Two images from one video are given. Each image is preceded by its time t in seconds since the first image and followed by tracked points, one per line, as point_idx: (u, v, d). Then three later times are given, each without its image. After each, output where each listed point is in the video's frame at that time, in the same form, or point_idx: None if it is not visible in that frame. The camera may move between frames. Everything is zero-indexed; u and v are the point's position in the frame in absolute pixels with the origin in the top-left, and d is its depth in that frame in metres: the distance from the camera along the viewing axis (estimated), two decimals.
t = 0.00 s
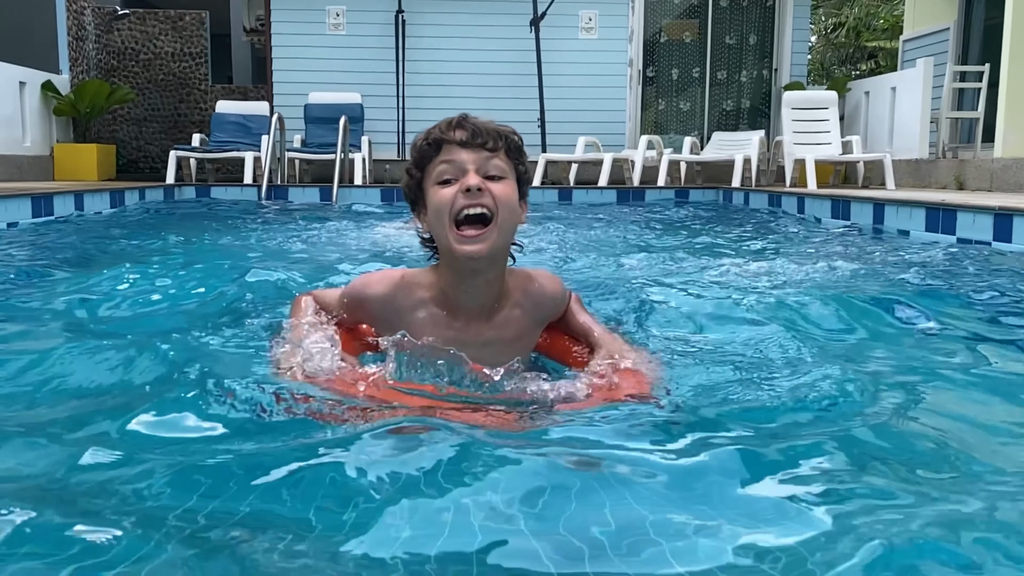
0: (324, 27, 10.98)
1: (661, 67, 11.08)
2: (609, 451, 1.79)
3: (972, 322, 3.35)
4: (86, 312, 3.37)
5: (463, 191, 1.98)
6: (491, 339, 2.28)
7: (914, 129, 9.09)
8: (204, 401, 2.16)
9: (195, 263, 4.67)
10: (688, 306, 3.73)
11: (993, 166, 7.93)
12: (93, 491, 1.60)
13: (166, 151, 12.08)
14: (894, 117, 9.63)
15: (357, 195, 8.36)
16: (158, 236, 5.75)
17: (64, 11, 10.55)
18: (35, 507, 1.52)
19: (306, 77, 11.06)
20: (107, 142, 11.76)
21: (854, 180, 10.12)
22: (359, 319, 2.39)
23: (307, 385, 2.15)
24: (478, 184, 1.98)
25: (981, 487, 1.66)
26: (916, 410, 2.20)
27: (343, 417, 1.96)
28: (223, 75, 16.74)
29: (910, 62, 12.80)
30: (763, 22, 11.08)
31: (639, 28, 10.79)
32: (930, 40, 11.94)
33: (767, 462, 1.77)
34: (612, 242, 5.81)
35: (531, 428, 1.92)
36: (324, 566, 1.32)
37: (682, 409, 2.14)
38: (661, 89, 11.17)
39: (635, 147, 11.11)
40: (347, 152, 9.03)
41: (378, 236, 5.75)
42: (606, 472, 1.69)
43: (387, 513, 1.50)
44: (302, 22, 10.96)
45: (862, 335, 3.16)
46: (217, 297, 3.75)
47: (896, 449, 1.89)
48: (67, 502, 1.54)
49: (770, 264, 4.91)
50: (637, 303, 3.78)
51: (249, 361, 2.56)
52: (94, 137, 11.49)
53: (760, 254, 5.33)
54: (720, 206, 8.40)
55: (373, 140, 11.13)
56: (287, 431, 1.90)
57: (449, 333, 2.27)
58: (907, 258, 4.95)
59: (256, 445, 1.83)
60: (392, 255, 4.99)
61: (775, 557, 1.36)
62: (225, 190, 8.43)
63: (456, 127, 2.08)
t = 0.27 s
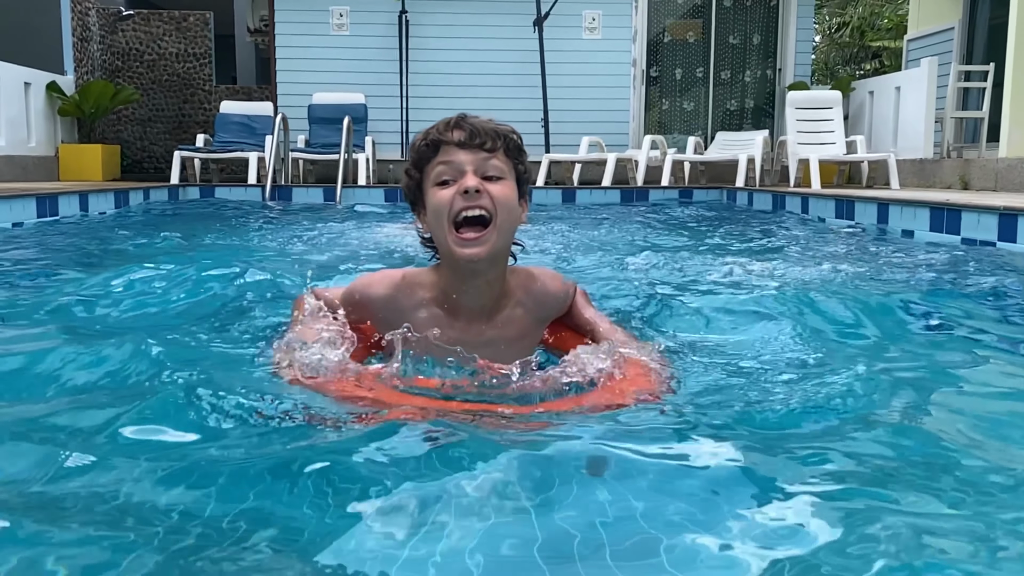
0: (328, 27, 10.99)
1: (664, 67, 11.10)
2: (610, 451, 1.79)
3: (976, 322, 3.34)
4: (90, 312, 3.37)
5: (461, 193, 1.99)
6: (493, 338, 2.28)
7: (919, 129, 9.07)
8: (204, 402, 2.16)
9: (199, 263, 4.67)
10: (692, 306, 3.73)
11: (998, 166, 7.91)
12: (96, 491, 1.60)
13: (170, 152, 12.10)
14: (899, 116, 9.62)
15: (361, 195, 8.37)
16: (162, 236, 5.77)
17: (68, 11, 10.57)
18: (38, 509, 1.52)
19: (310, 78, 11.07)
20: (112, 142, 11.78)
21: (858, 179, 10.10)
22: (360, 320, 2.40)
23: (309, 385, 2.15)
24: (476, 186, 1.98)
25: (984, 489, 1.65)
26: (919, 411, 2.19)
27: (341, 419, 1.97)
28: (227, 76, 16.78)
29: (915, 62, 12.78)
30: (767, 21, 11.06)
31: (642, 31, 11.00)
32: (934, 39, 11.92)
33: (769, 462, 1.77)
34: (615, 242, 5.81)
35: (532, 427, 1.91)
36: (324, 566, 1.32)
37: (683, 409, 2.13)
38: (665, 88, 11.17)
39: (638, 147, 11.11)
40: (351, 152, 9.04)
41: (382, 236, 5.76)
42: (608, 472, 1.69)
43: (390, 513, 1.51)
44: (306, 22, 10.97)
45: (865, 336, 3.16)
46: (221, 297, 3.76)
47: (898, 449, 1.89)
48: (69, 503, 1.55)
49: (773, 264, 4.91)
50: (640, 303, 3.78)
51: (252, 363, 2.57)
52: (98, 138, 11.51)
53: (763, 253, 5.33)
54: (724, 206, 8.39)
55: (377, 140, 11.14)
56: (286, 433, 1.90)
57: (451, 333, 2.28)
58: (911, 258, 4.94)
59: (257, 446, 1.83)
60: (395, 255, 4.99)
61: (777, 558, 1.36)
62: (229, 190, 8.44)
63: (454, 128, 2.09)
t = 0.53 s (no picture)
0: (332, 27, 11.00)
1: (668, 66, 11.15)
2: (613, 452, 1.79)
3: (983, 321, 3.33)
4: (95, 311, 3.38)
5: (458, 195, 1.99)
6: (494, 338, 2.28)
7: (924, 127, 9.06)
8: (207, 402, 2.16)
9: (202, 263, 4.68)
10: (697, 305, 3.73)
11: (1003, 164, 7.89)
12: (98, 493, 1.60)
13: (175, 151, 12.13)
14: (903, 115, 9.60)
15: (364, 194, 8.38)
16: (166, 235, 5.77)
17: (73, 11, 10.59)
18: (40, 511, 1.52)
19: (314, 77, 11.08)
20: (116, 141, 11.80)
21: (862, 178, 10.09)
22: (360, 319, 2.40)
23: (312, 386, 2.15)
24: (473, 188, 1.98)
25: (990, 489, 1.64)
26: (924, 410, 2.18)
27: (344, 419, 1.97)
28: (231, 75, 16.80)
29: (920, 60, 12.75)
30: (771, 20, 11.05)
31: (646, 29, 11.04)
32: (939, 38, 11.90)
33: (773, 463, 1.76)
34: (619, 241, 5.81)
35: (535, 426, 1.91)
36: (327, 569, 1.32)
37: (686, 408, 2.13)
38: (668, 87, 11.21)
39: (642, 146, 11.10)
40: (355, 151, 9.05)
41: (386, 236, 5.76)
42: (611, 474, 1.68)
43: (391, 516, 1.50)
44: (310, 22, 10.99)
45: (869, 335, 3.15)
46: (225, 296, 3.77)
47: (903, 449, 1.88)
48: (73, 506, 1.55)
49: (778, 263, 4.90)
50: (644, 302, 3.78)
51: (253, 363, 2.56)
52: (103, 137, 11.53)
53: (767, 253, 5.32)
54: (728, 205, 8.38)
55: (380, 140, 11.16)
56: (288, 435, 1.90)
57: (451, 332, 2.28)
58: (916, 257, 4.93)
59: (259, 447, 1.83)
60: (399, 255, 5.00)
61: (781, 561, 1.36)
62: (233, 190, 8.45)
63: (451, 128, 2.08)
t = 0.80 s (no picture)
0: (335, 26, 11.01)
1: (672, 64, 11.13)
2: (617, 448, 1.79)
3: (987, 319, 3.33)
4: (99, 311, 3.38)
5: (454, 197, 1.99)
6: (495, 335, 2.29)
7: (928, 125, 9.05)
8: (210, 401, 2.16)
9: (206, 262, 4.68)
10: (702, 304, 3.72)
11: (1008, 162, 7.87)
12: (102, 492, 1.61)
13: (179, 151, 12.14)
14: (907, 113, 9.59)
15: (368, 194, 8.38)
16: (170, 234, 5.78)
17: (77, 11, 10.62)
18: (45, 511, 1.53)
19: (318, 76, 11.09)
20: (120, 141, 11.82)
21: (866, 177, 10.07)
22: (361, 317, 2.40)
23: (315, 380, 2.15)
24: (469, 190, 1.98)
25: (995, 487, 1.64)
26: (928, 408, 2.18)
27: (349, 414, 1.96)
28: (234, 75, 16.82)
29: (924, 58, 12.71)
30: (774, 18, 11.02)
31: (649, 27, 10.98)
32: (943, 36, 11.88)
33: (776, 461, 1.76)
34: (622, 240, 5.80)
35: (540, 421, 1.91)
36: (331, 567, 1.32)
37: (690, 405, 2.13)
38: (672, 86, 11.20)
39: (645, 145, 11.09)
40: (358, 150, 9.05)
41: (389, 235, 5.76)
42: (616, 469, 1.68)
43: (396, 512, 1.51)
44: (314, 21, 11.00)
45: (872, 333, 3.15)
46: (229, 296, 3.77)
47: (907, 447, 1.88)
48: (76, 504, 1.55)
49: (782, 262, 4.89)
50: (648, 301, 3.77)
51: (256, 362, 2.57)
52: (107, 137, 11.55)
53: (771, 251, 5.31)
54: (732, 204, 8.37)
55: (384, 139, 11.17)
56: (291, 431, 1.90)
57: (451, 331, 2.28)
58: (919, 256, 4.93)
59: (263, 445, 1.83)
60: (403, 254, 4.99)
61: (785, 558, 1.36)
62: (236, 189, 8.46)
63: (448, 127, 2.07)
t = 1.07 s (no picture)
0: (339, 25, 11.02)
1: (675, 62, 11.13)
2: (621, 447, 1.78)
3: (992, 317, 3.31)
4: (104, 310, 3.39)
5: (451, 197, 1.99)
6: (496, 331, 2.29)
7: (934, 122, 9.03)
8: (213, 401, 2.16)
9: (209, 261, 4.69)
10: (708, 302, 3.71)
11: (1013, 160, 7.85)
12: (104, 491, 1.61)
13: (183, 150, 12.16)
14: (912, 110, 9.56)
15: (372, 192, 8.39)
16: (174, 233, 5.79)
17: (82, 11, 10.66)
18: (46, 511, 1.53)
19: (322, 75, 11.10)
20: (125, 141, 11.85)
21: (871, 174, 10.05)
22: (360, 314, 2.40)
23: (318, 375, 2.13)
24: (466, 189, 1.99)
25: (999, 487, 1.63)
26: (932, 407, 2.17)
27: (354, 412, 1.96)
28: (239, 74, 16.85)
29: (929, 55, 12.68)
30: (778, 15, 11.00)
31: (653, 25, 11.00)
32: (948, 33, 11.85)
33: (779, 460, 1.76)
34: (626, 238, 5.80)
35: (546, 417, 1.91)
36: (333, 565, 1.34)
37: (694, 403, 2.12)
38: (676, 83, 11.21)
39: (649, 143, 11.09)
40: (362, 149, 9.05)
41: (393, 233, 5.76)
42: (620, 467, 1.68)
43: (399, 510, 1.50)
44: (318, 20, 11.01)
45: (876, 330, 3.15)
46: (234, 295, 3.77)
47: (910, 445, 1.87)
48: (78, 504, 1.55)
49: (786, 260, 4.88)
50: (652, 299, 3.78)
51: (258, 361, 2.56)
52: (112, 136, 11.58)
53: (775, 249, 5.31)
54: (736, 202, 8.35)
55: (388, 138, 11.17)
56: (295, 431, 1.90)
57: (451, 329, 2.28)
58: (924, 253, 4.91)
59: (265, 444, 1.83)
60: (406, 252, 5.00)
61: (787, 559, 1.35)
62: (241, 188, 8.46)
63: (444, 124, 2.07)
